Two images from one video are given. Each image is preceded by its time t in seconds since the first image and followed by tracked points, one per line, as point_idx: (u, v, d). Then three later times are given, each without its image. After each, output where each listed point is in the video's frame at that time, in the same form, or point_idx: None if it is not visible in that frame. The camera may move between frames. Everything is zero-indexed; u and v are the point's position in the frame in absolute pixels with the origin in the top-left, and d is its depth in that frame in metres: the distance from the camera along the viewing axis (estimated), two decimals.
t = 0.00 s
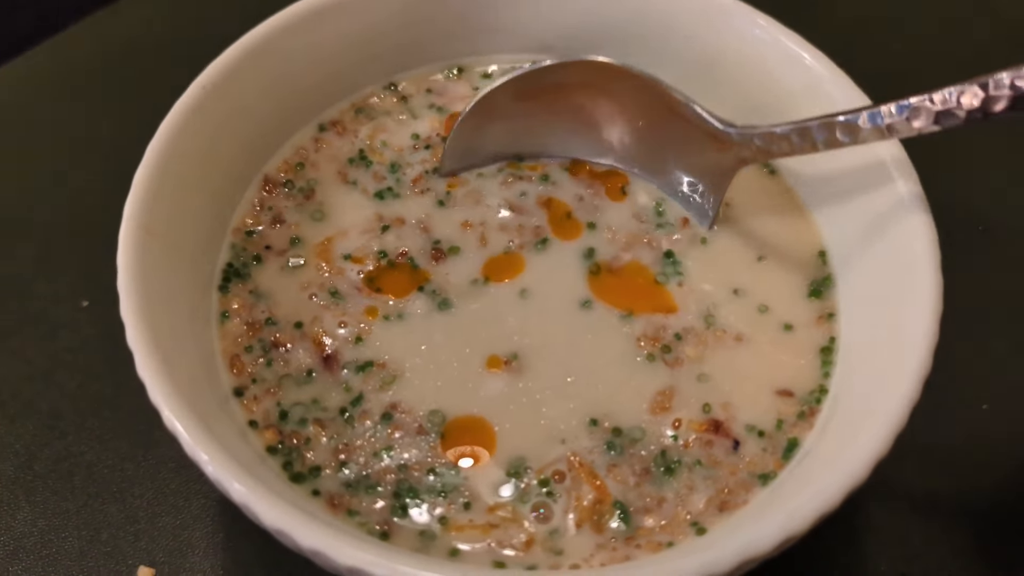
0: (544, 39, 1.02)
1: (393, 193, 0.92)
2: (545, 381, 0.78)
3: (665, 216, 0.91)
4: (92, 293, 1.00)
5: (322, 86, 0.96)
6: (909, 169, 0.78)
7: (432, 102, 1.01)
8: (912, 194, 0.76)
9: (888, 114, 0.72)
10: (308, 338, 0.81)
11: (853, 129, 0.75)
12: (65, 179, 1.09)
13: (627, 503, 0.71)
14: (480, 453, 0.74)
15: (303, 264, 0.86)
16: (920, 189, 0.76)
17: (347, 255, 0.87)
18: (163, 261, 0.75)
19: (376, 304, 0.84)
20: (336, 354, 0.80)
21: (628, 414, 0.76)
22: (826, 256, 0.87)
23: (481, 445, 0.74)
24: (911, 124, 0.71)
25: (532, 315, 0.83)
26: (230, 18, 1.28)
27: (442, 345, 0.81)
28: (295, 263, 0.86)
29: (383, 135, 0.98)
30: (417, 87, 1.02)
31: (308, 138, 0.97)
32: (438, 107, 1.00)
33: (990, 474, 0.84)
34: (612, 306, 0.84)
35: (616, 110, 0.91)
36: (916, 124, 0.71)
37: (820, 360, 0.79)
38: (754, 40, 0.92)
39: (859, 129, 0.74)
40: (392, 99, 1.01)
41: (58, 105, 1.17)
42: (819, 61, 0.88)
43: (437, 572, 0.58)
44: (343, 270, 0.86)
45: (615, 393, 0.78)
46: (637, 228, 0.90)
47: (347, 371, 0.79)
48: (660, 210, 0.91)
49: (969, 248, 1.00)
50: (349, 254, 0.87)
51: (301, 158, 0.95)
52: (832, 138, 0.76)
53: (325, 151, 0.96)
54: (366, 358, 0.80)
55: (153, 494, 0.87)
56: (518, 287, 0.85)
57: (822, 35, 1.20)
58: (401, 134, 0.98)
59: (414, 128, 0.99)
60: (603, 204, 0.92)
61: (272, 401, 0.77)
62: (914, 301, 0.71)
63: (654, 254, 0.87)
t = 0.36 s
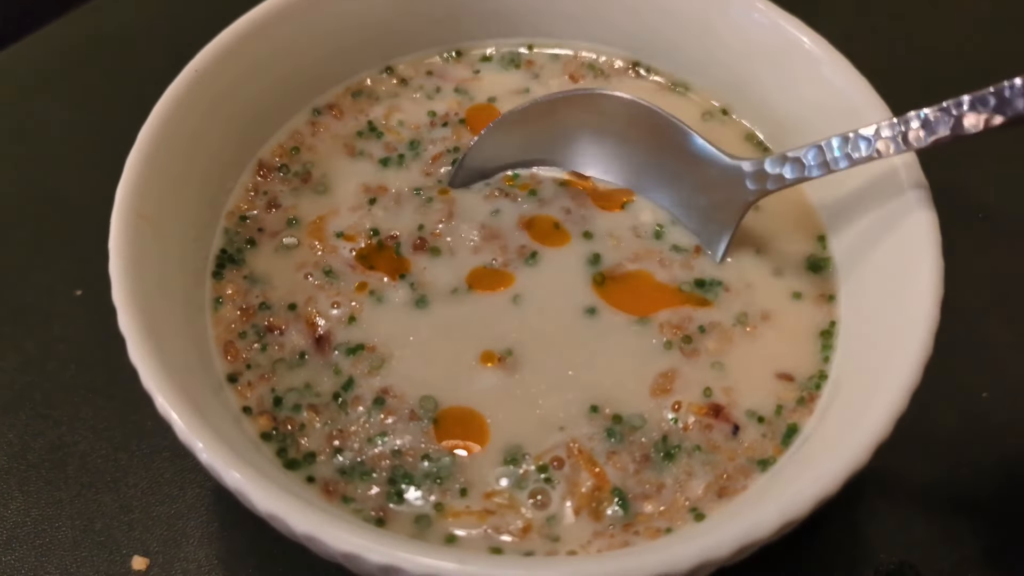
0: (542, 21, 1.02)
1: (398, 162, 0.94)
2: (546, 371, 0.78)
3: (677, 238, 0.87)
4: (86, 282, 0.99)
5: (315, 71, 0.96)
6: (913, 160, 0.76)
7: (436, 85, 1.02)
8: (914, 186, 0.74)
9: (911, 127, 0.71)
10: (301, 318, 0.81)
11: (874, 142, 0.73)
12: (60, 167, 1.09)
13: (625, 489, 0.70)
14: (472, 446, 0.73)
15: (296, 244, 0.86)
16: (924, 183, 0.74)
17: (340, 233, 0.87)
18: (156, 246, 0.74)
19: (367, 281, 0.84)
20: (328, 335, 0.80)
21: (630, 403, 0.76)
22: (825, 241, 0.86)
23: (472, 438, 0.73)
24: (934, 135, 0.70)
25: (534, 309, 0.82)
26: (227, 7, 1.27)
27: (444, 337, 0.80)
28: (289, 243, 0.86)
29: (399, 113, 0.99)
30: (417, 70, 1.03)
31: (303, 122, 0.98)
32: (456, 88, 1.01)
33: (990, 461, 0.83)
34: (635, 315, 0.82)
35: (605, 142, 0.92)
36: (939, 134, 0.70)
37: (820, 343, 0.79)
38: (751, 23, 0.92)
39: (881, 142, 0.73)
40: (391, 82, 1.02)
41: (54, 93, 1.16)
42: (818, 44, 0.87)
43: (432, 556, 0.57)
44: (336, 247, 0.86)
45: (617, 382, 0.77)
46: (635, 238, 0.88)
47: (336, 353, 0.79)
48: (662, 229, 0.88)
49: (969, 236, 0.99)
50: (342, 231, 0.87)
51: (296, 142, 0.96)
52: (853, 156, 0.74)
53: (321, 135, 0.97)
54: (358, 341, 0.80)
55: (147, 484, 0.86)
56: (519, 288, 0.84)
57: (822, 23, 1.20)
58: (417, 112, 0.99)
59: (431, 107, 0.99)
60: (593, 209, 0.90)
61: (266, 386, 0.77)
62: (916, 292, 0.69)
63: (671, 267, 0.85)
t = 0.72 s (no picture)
0: (543, 8, 1.02)
1: (408, 147, 0.94)
2: (550, 360, 0.78)
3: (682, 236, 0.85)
4: (86, 273, 0.99)
5: (316, 59, 0.96)
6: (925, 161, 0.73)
7: (440, 71, 1.01)
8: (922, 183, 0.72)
9: (920, 137, 0.69)
10: (302, 303, 0.81)
11: (884, 158, 0.71)
12: (60, 158, 1.08)
13: (630, 478, 0.70)
14: (476, 434, 0.73)
15: (300, 230, 0.86)
16: (932, 181, 0.72)
17: (345, 219, 0.87)
18: (156, 235, 0.74)
19: (369, 265, 0.84)
20: (328, 322, 0.80)
21: (634, 391, 0.76)
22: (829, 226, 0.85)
23: (477, 426, 0.73)
24: (949, 143, 0.68)
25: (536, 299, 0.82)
26: None
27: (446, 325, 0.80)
28: (292, 230, 0.86)
29: (405, 99, 0.98)
30: (418, 57, 1.02)
31: (306, 110, 0.97)
32: (461, 73, 1.01)
33: (993, 450, 0.83)
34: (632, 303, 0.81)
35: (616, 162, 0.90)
36: (954, 142, 0.68)
37: (826, 331, 0.79)
38: (755, 9, 0.91)
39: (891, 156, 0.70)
40: (393, 69, 1.01)
41: (53, 83, 1.15)
42: (823, 32, 0.86)
43: (436, 546, 0.57)
44: (342, 233, 0.86)
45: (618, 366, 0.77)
46: (636, 223, 0.87)
47: (336, 340, 0.79)
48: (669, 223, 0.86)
49: (971, 224, 0.99)
50: (348, 216, 0.87)
51: (298, 130, 0.95)
52: (862, 174, 0.71)
53: (324, 122, 0.96)
54: (358, 328, 0.80)
55: (149, 475, 0.85)
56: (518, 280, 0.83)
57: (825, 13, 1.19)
58: (423, 97, 0.99)
59: (438, 91, 0.99)
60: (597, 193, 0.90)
61: (267, 374, 0.76)
62: (923, 288, 0.69)
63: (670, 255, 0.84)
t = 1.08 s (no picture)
0: None
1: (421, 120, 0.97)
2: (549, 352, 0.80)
3: (660, 276, 0.84)
4: (86, 265, 0.99)
5: (315, 50, 0.97)
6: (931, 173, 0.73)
7: (457, 55, 1.03)
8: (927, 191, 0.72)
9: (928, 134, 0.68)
10: (296, 279, 0.84)
11: (889, 160, 0.70)
12: (60, 149, 1.08)
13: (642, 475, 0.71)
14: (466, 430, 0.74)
15: (303, 207, 0.89)
16: (938, 192, 0.72)
17: (344, 182, 0.91)
18: (156, 225, 0.74)
19: (354, 219, 0.88)
20: (318, 299, 0.83)
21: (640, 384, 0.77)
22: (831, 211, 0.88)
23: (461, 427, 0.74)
24: (955, 143, 0.67)
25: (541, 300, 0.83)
26: None
27: (451, 322, 0.82)
28: (296, 208, 0.89)
29: (427, 80, 1.01)
30: (431, 44, 1.03)
31: (309, 99, 0.98)
32: (487, 55, 1.03)
33: (991, 438, 0.83)
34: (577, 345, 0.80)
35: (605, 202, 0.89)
36: (960, 142, 0.67)
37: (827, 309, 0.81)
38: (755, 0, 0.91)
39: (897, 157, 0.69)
40: (401, 57, 1.02)
41: (53, 75, 1.15)
42: (821, 24, 0.86)
43: (436, 533, 0.57)
44: (342, 198, 0.90)
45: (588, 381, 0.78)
46: (600, 258, 0.86)
47: (322, 321, 0.81)
48: (649, 259, 0.85)
49: (968, 215, 1.00)
50: (346, 180, 0.91)
51: (301, 118, 0.97)
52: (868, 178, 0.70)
53: (326, 111, 0.97)
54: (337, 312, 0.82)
55: (149, 465, 0.85)
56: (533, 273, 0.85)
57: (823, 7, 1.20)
58: (445, 76, 1.01)
59: (459, 69, 1.02)
60: (570, 219, 0.89)
61: (265, 361, 0.78)
62: (920, 285, 0.69)
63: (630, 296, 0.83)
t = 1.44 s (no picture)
0: None
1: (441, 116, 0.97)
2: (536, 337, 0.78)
3: (660, 264, 0.81)
4: (90, 254, 0.99)
5: (319, 40, 0.97)
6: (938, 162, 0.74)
7: (468, 50, 1.03)
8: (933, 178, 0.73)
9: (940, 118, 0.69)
10: (296, 263, 0.85)
11: (901, 146, 0.70)
12: (64, 138, 1.08)
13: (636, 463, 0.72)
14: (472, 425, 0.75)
15: (309, 195, 0.90)
16: (944, 186, 0.72)
17: (355, 162, 0.92)
18: (161, 213, 0.75)
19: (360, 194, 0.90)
20: (316, 279, 0.84)
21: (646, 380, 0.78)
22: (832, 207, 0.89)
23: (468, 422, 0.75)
24: (965, 126, 0.68)
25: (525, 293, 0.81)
26: None
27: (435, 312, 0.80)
28: (302, 195, 0.89)
29: (445, 77, 1.01)
30: (441, 37, 1.04)
31: (313, 91, 0.98)
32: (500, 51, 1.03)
33: (994, 428, 0.84)
34: (563, 322, 0.79)
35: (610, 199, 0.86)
36: (970, 126, 0.68)
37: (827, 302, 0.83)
38: None
39: (907, 142, 0.69)
40: (410, 51, 1.03)
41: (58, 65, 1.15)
42: (829, 15, 0.86)
43: (441, 520, 0.57)
44: (353, 176, 0.91)
45: (575, 362, 0.76)
46: (592, 234, 0.84)
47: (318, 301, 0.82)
48: (652, 246, 0.82)
49: (971, 204, 1.00)
50: (357, 161, 0.93)
51: (306, 110, 0.97)
52: (879, 163, 0.70)
53: (331, 103, 0.98)
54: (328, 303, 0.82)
55: (154, 454, 0.86)
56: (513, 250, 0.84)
57: None
58: (461, 72, 1.01)
59: (475, 65, 1.02)
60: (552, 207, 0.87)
61: (273, 354, 0.78)
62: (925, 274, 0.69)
63: (622, 268, 0.81)
